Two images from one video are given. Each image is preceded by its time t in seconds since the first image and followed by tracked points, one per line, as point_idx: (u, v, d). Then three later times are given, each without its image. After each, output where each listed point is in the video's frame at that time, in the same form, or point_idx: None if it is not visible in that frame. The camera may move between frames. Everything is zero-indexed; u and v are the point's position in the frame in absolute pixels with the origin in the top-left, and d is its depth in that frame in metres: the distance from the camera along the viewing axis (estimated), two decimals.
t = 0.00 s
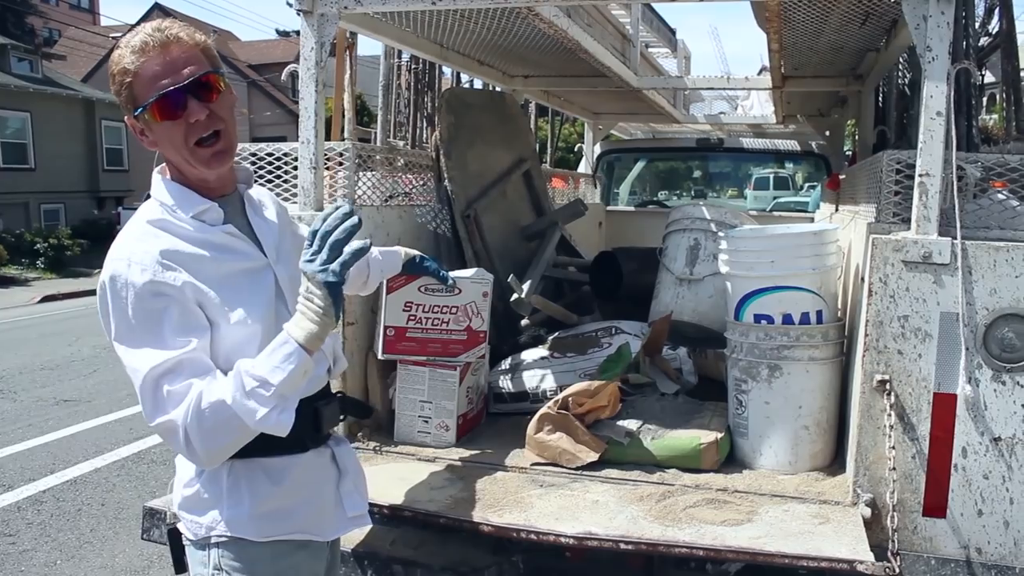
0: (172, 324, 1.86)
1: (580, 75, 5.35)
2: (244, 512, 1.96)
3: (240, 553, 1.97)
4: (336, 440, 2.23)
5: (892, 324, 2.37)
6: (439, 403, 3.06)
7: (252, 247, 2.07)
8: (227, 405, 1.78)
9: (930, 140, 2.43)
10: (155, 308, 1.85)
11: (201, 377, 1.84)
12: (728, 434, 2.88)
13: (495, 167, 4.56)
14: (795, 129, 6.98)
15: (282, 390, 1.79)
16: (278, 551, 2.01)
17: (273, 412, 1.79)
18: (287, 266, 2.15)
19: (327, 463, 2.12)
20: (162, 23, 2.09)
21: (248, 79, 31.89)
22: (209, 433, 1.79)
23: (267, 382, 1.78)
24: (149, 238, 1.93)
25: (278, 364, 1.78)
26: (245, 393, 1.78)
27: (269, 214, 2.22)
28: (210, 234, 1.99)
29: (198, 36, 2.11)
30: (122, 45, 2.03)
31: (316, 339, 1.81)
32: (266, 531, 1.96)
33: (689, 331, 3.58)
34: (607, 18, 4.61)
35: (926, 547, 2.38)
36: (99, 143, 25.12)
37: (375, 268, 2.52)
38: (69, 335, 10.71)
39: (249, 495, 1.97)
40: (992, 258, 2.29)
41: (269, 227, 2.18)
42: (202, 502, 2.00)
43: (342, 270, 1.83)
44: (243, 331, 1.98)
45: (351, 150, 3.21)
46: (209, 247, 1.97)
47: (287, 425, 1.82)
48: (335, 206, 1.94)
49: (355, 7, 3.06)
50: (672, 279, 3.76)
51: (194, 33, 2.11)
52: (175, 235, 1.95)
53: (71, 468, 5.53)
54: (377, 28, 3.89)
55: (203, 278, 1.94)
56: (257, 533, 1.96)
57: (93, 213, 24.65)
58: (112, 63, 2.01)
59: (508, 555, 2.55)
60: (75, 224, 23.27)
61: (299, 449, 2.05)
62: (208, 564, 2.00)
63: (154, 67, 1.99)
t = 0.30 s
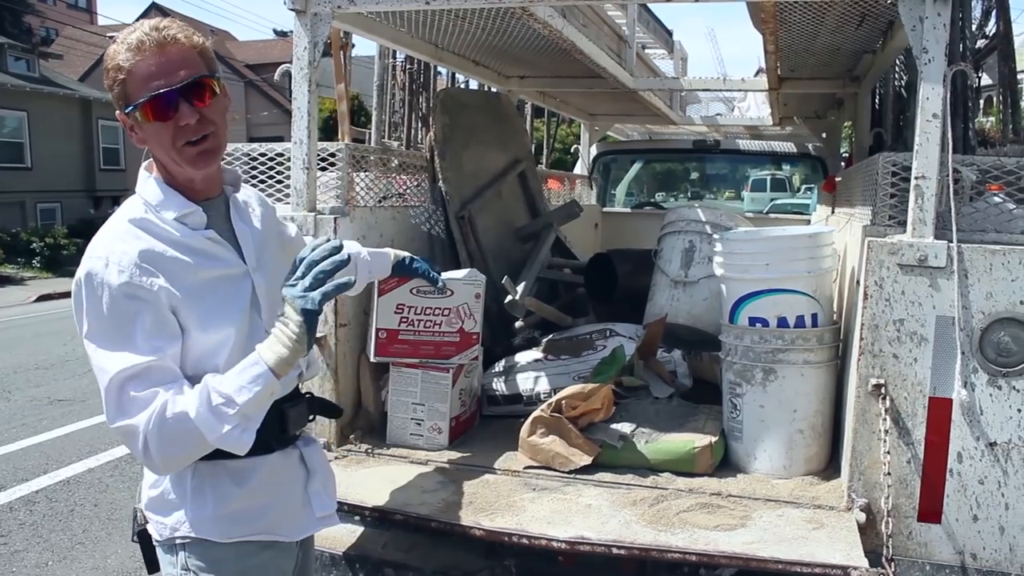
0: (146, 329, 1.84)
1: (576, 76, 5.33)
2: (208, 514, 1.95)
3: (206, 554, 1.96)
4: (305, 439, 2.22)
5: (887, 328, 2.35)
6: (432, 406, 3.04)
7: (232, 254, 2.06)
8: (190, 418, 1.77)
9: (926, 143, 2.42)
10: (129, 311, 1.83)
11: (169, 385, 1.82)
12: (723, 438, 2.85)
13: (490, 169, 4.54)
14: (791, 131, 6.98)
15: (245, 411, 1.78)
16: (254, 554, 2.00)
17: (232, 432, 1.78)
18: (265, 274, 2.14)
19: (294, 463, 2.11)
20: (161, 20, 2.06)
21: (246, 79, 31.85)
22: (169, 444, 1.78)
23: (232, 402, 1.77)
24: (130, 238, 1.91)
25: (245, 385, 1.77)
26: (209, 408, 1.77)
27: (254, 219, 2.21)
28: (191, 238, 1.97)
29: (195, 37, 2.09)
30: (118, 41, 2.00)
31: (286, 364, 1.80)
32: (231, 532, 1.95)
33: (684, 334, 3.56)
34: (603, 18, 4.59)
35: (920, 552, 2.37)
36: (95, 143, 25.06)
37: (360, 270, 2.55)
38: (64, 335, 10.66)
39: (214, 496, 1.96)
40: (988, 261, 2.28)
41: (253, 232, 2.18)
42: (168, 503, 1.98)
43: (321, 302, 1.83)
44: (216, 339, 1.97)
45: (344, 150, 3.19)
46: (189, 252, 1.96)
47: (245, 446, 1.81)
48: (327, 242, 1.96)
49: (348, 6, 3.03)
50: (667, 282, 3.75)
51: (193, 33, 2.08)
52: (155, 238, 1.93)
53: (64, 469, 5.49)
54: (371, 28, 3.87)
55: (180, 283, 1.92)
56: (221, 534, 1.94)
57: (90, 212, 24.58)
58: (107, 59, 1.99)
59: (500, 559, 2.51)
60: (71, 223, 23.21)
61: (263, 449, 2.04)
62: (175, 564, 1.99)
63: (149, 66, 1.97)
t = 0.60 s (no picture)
0: (131, 336, 1.84)
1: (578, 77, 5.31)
2: (186, 513, 1.96)
3: (186, 552, 1.97)
4: (294, 440, 2.21)
5: (892, 330, 2.33)
6: (433, 408, 3.03)
7: (222, 261, 2.06)
8: (162, 432, 1.77)
9: (931, 143, 2.40)
10: (113, 317, 1.83)
11: (145, 395, 1.83)
12: (726, 440, 2.84)
13: (492, 170, 4.53)
14: (795, 132, 6.96)
15: (215, 432, 1.78)
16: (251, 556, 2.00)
17: (200, 451, 1.78)
18: (257, 279, 2.13)
19: (278, 465, 2.10)
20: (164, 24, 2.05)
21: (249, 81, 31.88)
22: (141, 456, 1.78)
23: (203, 421, 1.77)
24: (117, 245, 1.91)
25: (216, 407, 1.77)
26: (179, 425, 1.77)
27: (251, 222, 2.19)
28: (180, 246, 1.97)
29: (198, 42, 2.08)
30: (119, 43, 2.00)
31: (260, 391, 1.79)
32: (208, 533, 1.96)
33: (687, 336, 3.58)
34: (605, 19, 4.58)
35: (926, 556, 2.35)
36: (99, 145, 25.10)
37: (358, 273, 2.67)
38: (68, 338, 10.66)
39: (193, 497, 1.96)
40: (993, 262, 2.26)
41: (248, 237, 2.16)
42: (150, 501, 2.00)
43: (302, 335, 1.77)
44: (201, 346, 1.97)
45: (344, 151, 3.17)
46: (177, 260, 1.96)
47: (214, 464, 1.81)
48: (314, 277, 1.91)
49: (348, 7, 3.02)
50: (670, 283, 3.73)
51: (195, 38, 2.07)
52: (143, 245, 1.93)
53: (67, 471, 5.48)
54: (372, 29, 3.86)
55: (167, 291, 1.93)
56: (198, 534, 1.95)
57: (94, 215, 24.61)
58: (107, 61, 1.98)
59: (502, 562, 2.52)
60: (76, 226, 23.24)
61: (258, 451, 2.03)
62: (157, 560, 2.00)
63: (148, 71, 1.96)
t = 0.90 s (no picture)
0: (128, 334, 1.84)
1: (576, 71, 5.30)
2: (186, 504, 1.96)
3: (186, 542, 1.98)
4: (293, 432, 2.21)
5: (890, 322, 2.33)
6: (432, 403, 3.02)
7: (219, 257, 2.05)
8: (155, 429, 1.78)
9: (929, 134, 2.40)
10: (111, 315, 1.84)
11: (141, 391, 1.83)
12: (726, 433, 2.83)
13: (490, 164, 4.52)
14: (793, 125, 6.95)
15: (206, 429, 1.79)
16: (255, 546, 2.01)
17: (191, 448, 1.80)
18: (254, 274, 2.14)
19: (277, 458, 2.11)
20: (162, 22, 2.04)
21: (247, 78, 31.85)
22: (136, 452, 1.79)
23: (194, 418, 1.78)
24: (116, 243, 1.91)
25: (207, 404, 1.78)
26: (172, 421, 1.78)
27: (248, 217, 2.20)
28: (177, 243, 1.96)
29: (197, 40, 2.07)
30: (117, 40, 1.98)
31: (248, 390, 1.78)
32: (207, 523, 1.97)
33: (686, 329, 3.54)
34: (602, 12, 4.56)
35: (926, 547, 2.35)
36: (97, 143, 25.07)
37: (356, 270, 2.65)
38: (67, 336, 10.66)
39: (193, 487, 1.97)
40: (992, 254, 2.25)
41: (245, 232, 2.17)
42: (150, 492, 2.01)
43: (287, 333, 1.73)
44: (199, 343, 1.97)
45: (342, 146, 3.17)
46: (175, 257, 1.95)
47: (206, 459, 1.83)
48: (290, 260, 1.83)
49: (344, 1, 3.01)
50: (669, 276, 3.73)
51: (194, 36, 2.06)
52: (141, 242, 1.93)
53: (67, 469, 5.49)
54: (369, 24, 3.85)
55: (164, 288, 1.92)
56: (197, 525, 1.96)
57: (93, 213, 24.60)
58: (105, 59, 1.97)
59: (502, 556, 2.51)
60: (74, 224, 23.23)
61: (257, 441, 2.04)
62: (158, 550, 2.01)
63: (147, 70, 1.95)
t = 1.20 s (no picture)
0: (135, 319, 1.88)
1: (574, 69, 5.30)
2: (207, 498, 1.96)
3: (205, 538, 1.97)
4: (303, 426, 2.22)
5: (888, 318, 2.34)
6: (431, 401, 3.02)
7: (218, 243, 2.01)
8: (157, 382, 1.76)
9: (926, 130, 2.40)
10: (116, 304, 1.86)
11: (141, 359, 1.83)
12: (725, 429, 2.84)
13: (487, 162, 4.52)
14: (790, 122, 6.95)
15: (192, 345, 1.76)
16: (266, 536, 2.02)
17: (191, 372, 1.75)
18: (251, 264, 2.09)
19: (292, 449, 2.11)
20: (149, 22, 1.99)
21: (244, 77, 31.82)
22: (155, 415, 1.79)
23: (174, 344, 1.74)
24: (115, 237, 1.90)
25: (176, 321, 1.74)
26: (162, 363, 1.76)
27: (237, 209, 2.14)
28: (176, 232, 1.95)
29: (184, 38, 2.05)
30: (114, 47, 1.92)
31: (203, 285, 1.73)
32: (230, 516, 1.96)
33: (683, 326, 3.53)
34: (599, 9, 4.55)
35: (924, 543, 2.35)
36: (94, 142, 25.03)
37: (353, 274, 2.63)
38: (64, 336, 10.65)
39: (213, 480, 1.96)
40: (989, 250, 2.25)
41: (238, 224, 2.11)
42: (169, 490, 1.99)
43: (206, 213, 1.68)
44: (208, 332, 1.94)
45: (340, 144, 3.17)
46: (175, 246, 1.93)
47: (212, 379, 1.78)
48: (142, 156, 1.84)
49: None
50: (667, 273, 3.73)
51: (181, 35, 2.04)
52: (139, 234, 1.92)
53: (65, 468, 5.48)
54: (365, 22, 3.85)
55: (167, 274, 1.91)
56: (220, 518, 1.96)
57: (89, 212, 24.56)
58: (104, 67, 1.91)
59: (502, 554, 2.50)
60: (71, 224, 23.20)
61: (261, 436, 2.04)
62: (177, 548, 2.01)
63: (158, 76, 1.94)
